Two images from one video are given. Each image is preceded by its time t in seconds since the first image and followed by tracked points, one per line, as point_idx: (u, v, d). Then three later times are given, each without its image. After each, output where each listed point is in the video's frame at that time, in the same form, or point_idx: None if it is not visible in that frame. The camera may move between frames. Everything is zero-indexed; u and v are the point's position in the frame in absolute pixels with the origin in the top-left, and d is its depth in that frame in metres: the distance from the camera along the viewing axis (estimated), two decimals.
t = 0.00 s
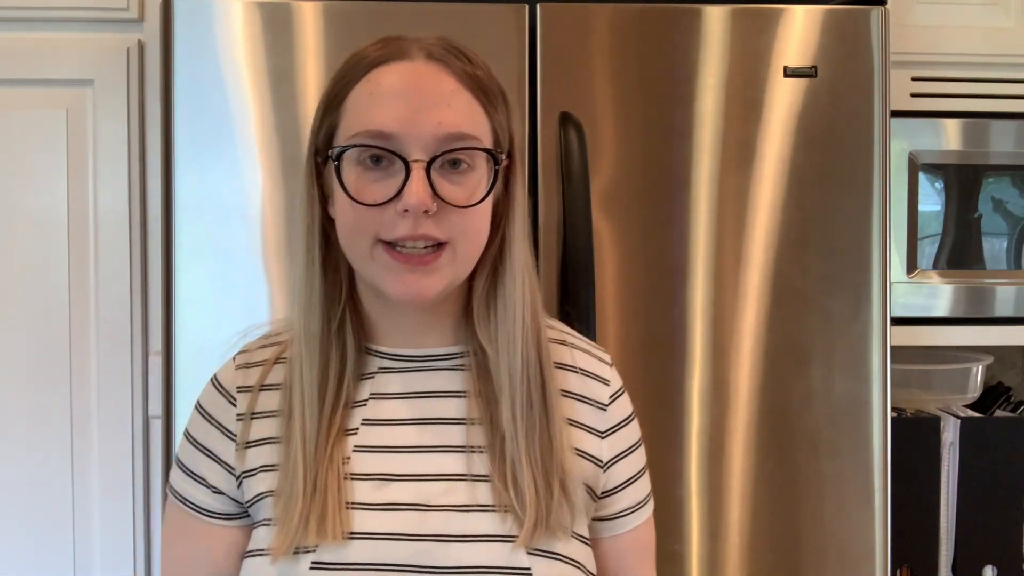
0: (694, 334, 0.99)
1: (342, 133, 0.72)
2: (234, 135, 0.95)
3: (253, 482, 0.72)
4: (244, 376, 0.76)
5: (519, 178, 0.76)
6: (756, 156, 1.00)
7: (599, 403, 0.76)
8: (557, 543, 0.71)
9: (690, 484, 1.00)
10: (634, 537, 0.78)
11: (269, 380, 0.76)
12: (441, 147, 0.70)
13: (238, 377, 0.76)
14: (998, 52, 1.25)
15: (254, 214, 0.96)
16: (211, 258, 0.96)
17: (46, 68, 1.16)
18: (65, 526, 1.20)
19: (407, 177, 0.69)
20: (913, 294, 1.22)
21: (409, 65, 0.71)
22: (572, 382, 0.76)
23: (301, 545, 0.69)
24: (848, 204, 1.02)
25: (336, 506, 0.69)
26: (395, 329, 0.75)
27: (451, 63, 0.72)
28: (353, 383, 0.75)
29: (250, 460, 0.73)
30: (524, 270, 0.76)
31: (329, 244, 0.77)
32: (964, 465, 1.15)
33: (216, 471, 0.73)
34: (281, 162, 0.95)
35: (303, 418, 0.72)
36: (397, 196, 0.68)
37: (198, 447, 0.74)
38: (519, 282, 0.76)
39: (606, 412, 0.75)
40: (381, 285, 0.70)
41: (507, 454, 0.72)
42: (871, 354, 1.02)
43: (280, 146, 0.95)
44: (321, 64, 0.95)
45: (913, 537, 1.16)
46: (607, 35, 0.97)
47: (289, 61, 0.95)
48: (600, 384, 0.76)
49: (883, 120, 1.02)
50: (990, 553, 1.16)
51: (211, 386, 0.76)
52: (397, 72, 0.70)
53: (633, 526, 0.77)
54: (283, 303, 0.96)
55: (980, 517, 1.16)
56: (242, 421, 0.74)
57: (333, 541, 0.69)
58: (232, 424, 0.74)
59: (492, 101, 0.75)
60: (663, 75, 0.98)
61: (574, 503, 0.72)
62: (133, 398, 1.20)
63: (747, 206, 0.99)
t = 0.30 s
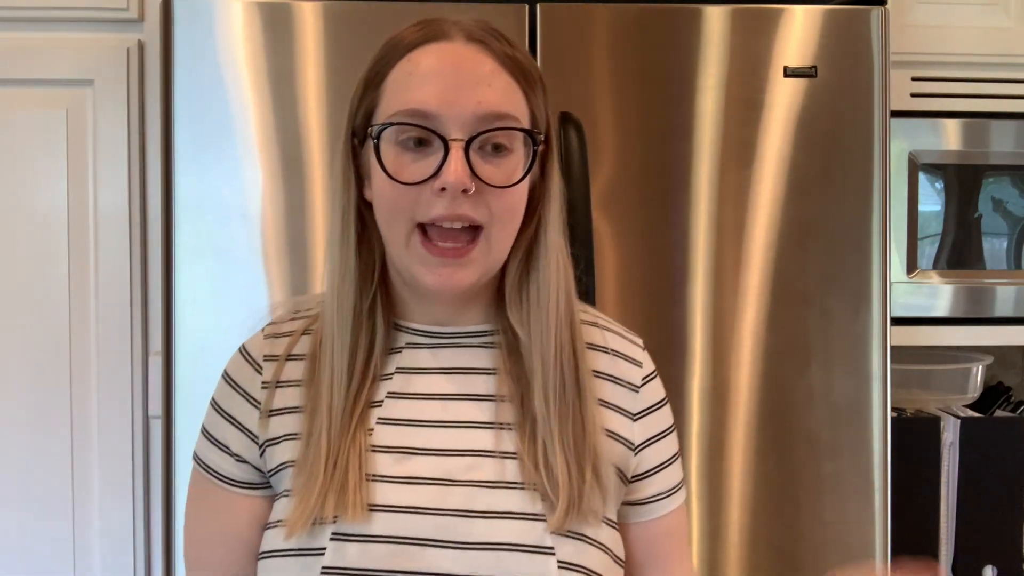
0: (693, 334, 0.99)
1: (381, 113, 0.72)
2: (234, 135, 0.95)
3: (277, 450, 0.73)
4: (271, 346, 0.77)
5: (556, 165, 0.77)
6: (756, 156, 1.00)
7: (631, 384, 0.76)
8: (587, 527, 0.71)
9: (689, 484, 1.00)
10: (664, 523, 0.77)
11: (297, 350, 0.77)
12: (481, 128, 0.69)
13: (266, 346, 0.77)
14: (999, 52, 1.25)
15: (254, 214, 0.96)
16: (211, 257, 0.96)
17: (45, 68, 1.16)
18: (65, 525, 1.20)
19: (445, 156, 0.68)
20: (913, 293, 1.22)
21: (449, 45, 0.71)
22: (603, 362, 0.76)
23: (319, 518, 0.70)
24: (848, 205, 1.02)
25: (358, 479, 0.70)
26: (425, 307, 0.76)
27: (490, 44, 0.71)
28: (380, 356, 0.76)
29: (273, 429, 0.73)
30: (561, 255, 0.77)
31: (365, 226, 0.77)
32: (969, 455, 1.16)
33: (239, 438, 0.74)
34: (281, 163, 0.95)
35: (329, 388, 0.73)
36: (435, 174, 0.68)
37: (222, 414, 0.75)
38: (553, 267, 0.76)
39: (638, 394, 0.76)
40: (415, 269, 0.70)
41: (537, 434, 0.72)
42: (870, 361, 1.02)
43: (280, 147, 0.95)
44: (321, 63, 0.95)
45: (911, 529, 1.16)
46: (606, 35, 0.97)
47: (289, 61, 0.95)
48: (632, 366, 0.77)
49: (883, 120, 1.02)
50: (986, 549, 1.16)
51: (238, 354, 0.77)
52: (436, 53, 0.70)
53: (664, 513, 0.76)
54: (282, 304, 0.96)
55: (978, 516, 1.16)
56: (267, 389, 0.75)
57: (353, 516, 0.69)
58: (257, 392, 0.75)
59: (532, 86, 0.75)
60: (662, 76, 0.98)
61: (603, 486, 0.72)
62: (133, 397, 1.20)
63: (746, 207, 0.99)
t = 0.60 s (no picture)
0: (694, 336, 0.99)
1: (394, 113, 0.73)
2: (234, 135, 0.95)
3: (302, 454, 0.74)
4: (295, 352, 0.79)
5: (568, 169, 0.77)
6: (756, 156, 1.00)
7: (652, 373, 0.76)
8: (621, 523, 0.70)
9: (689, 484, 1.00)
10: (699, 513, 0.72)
11: (320, 355, 0.78)
12: (488, 127, 0.69)
13: (290, 353, 0.79)
14: (999, 52, 1.25)
15: (254, 214, 0.96)
16: (212, 256, 0.96)
17: (45, 67, 1.15)
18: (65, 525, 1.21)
19: (453, 156, 0.68)
20: (913, 293, 1.22)
21: (459, 48, 0.71)
22: (624, 355, 0.77)
23: (346, 516, 0.70)
24: (848, 204, 1.02)
25: (383, 476, 0.70)
26: (444, 306, 0.77)
27: (500, 48, 0.71)
28: (402, 357, 0.77)
29: (299, 433, 0.75)
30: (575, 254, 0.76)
31: (383, 227, 0.79)
32: (980, 454, 1.15)
33: (265, 445, 0.75)
34: (281, 163, 0.95)
35: (352, 389, 0.74)
36: (443, 174, 0.68)
37: (249, 421, 0.76)
38: (571, 262, 0.76)
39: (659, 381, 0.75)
40: (429, 266, 0.70)
41: (563, 429, 0.72)
42: (871, 359, 1.02)
43: (280, 147, 0.95)
44: (321, 63, 0.95)
45: (910, 529, 1.16)
46: (605, 34, 0.97)
47: (289, 61, 0.95)
48: (651, 356, 0.77)
49: (883, 120, 1.02)
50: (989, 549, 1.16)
51: (264, 363, 0.79)
52: (448, 56, 0.70)
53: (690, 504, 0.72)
54: (282, 303, 0.96)
55: (979, 516, 1.16)
56: (291, 394, 0.76)
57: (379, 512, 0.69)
58: (282, 399, 0.77)
59: (542, 89, 0.74)
60: (662, 76, 0.98)
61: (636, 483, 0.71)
62: (134, 397, 1.20)
63: (746, 207, 0.99)
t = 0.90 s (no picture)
0: (694, 338, 0.99)
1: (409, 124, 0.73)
2: (234, 134, 0.95)
3: (323, 458, 0.74)
4: (317, 356, 0.79)
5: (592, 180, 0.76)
6: (756, 155, 1.00)
7: (675, 387, 0.77)
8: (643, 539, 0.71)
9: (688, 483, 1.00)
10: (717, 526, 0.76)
11: (341, 359, 0.78)
12: (492, 141, 0.69)
13: (312, 356, 0.79)
14: (999, 52, 1.25)
15: (254, 214, 0.96)
16: (210, 255, 0.96)
17: (44, 67, 1.15)
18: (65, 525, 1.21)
19: (455, 170, 0.68)
20: (912, 293, 1.21)
21: (474, 62, 0.71)
22: (648, 366, 0.77)
23: (364, 519, 0.70)
24: (848, 205, 1.02)
25: (403, 480, 0.70)
26: (463, 314, 0.77)
27: (511, 60, 0.71)
28: (422, 362, 0.77)
29: (319, 437, 0.75)
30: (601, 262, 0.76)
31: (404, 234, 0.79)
32: (988, 456, 1.16)
33: (287, 447, 0.75)
34: (281, 163, 0.95)
35: (373, 393, 0.74)
36: (444, 189, 0.68)
37: (270, 424, 0.76)
38: (593, 277, 0.76)
39: (682, 397, 0.76)
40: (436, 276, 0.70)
41: (584, 443, 0.72)
42: (870, 361, 1.02)
43: (280, 147, 0.95)
44: (321, 64, 0.95)
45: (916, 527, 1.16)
46: (606, 34, 0.97)
47: (289, 61, 0.95)
48: (675, 369, 0.78)
49: (883, 120, 1.02)
50: (991, 549, 1.16)
51: (285, 365, 0.79)
52: (464, 69, 0.70)
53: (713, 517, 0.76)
54: (282, 303, 0.96)
55: (979, 516, 1.16)
56: (313, 397, 0.76)
57: (398, 516, 0.69)
58: (303, 401, 0.76)
59: (563, 104, 0.74)
60: (661, 77, 0.98)
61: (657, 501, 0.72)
62: (134, 397, 1.20)
63: (746, 207, 0.99)
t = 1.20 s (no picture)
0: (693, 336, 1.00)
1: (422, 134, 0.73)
2: (234, 134, 0.95)
3: (347, 459, 0.74)
4: (339, 358, 0.79)
5: (608, 181, 0.76)
6: (756, 156, 1.00)
7: (693, 391, 0.77)
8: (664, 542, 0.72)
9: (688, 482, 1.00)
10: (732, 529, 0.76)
11: (364, 361, 0.78)
12: (506, 148, 0.69)
13: (334, 358, 0.79)
14: (999, 52, 1.25)
15: (253, 214, 0.96)
16: (208, 254, 0.96)
17: (43, 67, 1.15)
18: (66, 525, 1.21)
19: (467, 179, 0.68)
20: (912, 293, 1.22)
21: (485, 68, 0.71)
22: (666, 370, 0.77)
23: (387, 521, 0.71)
24: (848, 205, 1.02)
25: (425, 484, 0.70)
26: (484, 317, 0.77)
27: (521, 67, 0.71)
28: (443, 365, 0.77)
29: (343, 438, 0.75)
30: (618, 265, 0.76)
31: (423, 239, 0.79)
32: (997, 457, 1.16)
33: (310, 449, 0.76)
34: (280, 162, 0.95)
35: (396, 397, 0.74)
36: (457, 198, 0.68)
37: (294, 426, 0.77)
38: (613, 280, 0.76)
39: (700, 401, 0.76)
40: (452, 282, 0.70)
41: (605, 449, 0.73)
42: (870, 362, 1.02)
43: (280, 147, 0.95)
44: (321, 64, 0.95)
45: (915, 530, 1.16)
46: (607, 36, 0.97)
47: (289, 61, 0.95)
48: (693, 372, 0.78)
49: (883, 120, 1.02)
50: (990, 549, 1.16)
51: (308, 367, 0.79)
52: (475, 76, 0.70)
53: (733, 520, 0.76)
54: (282, 303, 0.96)
55: (979, 516, 1.16)
56: (335, 400, 0.76)
57: (420, 520, 0.69)
58: (326, 403, 0.77)
59: (576, 109, 0.74)
60: (663, 79, 0.98)
61: (676, 506, 0.73)
62: (134, 397, 1.20)
63: (746, 207, 0.99)
